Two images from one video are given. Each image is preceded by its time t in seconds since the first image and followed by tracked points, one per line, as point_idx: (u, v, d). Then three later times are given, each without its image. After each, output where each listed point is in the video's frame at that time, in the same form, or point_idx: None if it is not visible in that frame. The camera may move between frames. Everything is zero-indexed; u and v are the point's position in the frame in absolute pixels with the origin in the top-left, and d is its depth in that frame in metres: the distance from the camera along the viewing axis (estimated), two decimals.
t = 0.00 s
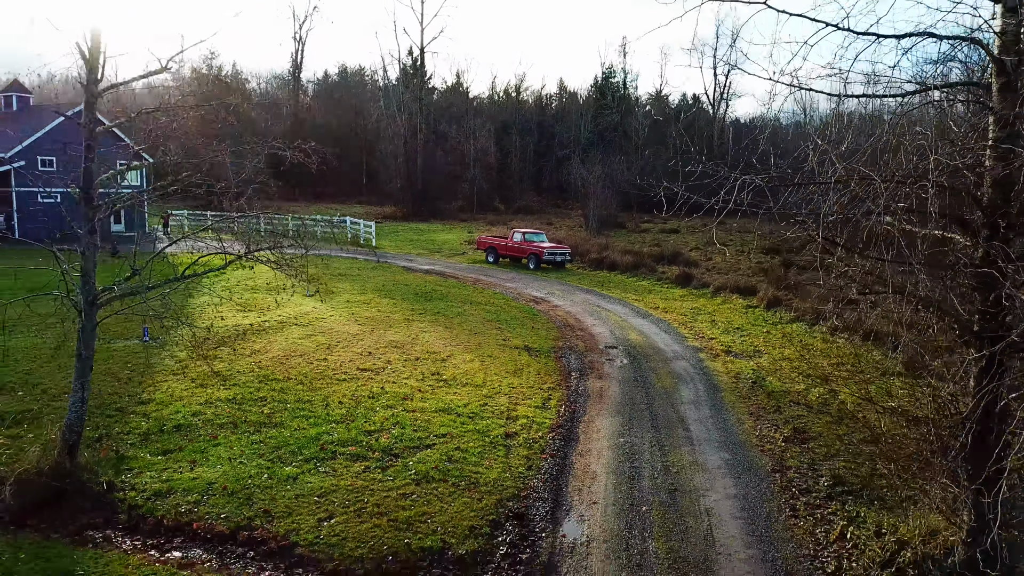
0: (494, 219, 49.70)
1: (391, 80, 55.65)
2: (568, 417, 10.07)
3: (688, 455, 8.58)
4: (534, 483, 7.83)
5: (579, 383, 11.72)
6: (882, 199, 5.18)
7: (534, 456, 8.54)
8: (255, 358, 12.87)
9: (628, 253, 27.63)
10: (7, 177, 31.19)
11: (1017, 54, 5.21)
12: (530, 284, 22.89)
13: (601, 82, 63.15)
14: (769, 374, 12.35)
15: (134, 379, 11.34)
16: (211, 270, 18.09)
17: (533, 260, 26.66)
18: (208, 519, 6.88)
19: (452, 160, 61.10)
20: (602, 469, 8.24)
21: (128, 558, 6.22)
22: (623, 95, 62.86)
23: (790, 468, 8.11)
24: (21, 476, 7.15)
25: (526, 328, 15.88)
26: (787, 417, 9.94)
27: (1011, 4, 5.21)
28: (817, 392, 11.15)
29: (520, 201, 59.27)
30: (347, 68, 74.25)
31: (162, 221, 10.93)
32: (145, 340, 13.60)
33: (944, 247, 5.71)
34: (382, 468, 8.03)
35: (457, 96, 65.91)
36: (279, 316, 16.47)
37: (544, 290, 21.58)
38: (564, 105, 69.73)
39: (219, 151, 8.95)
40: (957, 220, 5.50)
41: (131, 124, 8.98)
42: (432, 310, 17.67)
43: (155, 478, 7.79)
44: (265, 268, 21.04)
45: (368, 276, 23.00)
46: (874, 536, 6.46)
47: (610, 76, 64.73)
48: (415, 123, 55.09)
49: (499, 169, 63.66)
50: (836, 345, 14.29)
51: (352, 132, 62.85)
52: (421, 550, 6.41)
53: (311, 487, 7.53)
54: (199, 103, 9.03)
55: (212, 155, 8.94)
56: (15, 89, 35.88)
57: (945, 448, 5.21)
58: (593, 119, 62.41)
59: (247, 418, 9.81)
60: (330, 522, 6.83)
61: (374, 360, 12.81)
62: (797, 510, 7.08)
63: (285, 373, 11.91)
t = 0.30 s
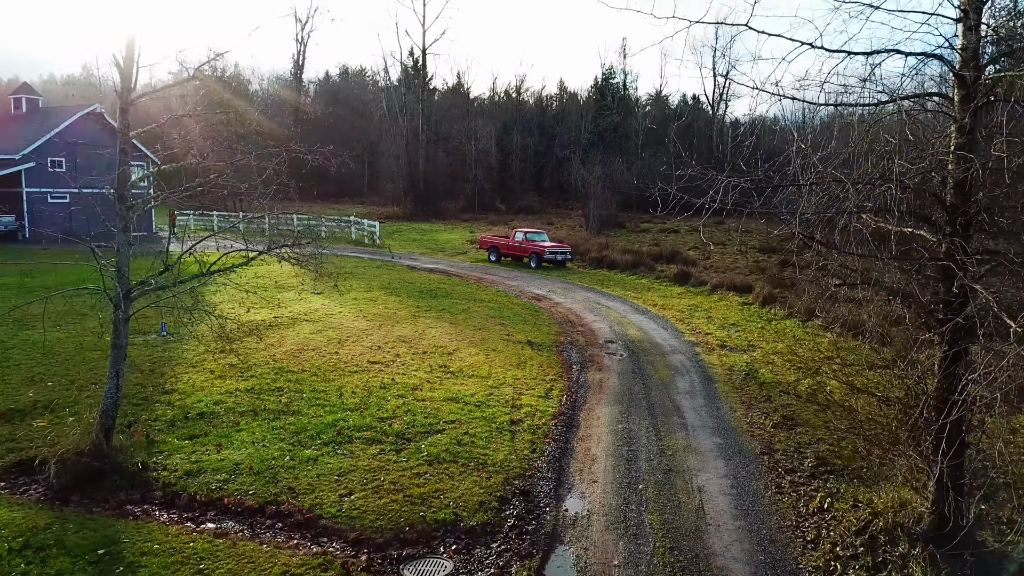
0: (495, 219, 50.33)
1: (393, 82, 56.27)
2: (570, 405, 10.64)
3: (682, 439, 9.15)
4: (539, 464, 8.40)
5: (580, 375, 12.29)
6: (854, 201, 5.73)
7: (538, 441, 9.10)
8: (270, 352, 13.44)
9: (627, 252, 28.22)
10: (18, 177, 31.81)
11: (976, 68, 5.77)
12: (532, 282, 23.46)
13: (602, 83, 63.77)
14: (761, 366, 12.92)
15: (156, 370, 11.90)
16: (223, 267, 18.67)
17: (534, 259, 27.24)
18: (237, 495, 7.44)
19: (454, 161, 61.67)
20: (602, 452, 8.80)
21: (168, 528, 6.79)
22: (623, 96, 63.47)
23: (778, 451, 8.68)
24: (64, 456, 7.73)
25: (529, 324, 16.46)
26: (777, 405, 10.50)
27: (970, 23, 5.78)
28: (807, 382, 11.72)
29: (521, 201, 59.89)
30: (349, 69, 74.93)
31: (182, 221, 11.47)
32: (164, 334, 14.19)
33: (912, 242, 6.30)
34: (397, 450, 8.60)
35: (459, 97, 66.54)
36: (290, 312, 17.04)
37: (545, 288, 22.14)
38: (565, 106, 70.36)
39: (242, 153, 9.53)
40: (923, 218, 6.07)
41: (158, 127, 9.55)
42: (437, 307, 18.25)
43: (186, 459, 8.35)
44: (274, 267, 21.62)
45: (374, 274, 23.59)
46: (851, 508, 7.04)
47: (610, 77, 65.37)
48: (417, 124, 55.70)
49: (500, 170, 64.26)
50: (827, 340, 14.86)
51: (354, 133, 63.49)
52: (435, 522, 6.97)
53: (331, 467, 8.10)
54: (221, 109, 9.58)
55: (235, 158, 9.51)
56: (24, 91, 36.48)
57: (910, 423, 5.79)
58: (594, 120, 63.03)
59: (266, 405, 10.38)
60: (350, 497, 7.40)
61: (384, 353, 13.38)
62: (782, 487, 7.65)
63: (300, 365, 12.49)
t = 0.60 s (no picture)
0: (496, 220, 50.89)
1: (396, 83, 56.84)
2: (573, 397, 11.17)
3: (679, 427, 9.68)
4: (544, 450, 8.92)
5: (582, 369, 12.82)
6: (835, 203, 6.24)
7: (542, 428, 9.64)
8: (283, 346, 13.97)
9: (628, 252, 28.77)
10: (28, 179, 32.37)
11: (947, 81, 6.30)
12: (534, 281, 24.00)
13: (602, 84, 64.41)
14: (756, 360, 13.46)
15: (176, 364, 12.45)
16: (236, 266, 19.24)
17: (536, 259, 27.78)
18: (263, 477, 7.97)
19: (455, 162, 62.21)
20: (604, 439, 9.33)
21: (201, 505, 7.32)
22: (623, 97, 64.10)
23: (769, 437, 9.22)
24: (101, 440, 8.28)
25: (532, 320, 16.99)
26: (770, 396, 11.04)
27: (942, 39, 6.30)
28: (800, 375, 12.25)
29: (522, 202, 60.46)
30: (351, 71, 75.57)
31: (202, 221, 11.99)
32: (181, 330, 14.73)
33: (889, 240, 6.83)
34: (410, 437, 9.13)
35: (460, 98, 67.16)
36: (300, 308, 17.57)
37: (547, 287, 22.66)
38: (565, 107, 71.00)
39: (264, 157, 10.09)
40: (899, 218, 6.61)
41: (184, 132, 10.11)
42: (443, 304, 18.79)
43: (212, 445, 8.89)
44: (283, 266, 22.17)
45: (379, 273, 24.12)
46: (835, 487, 7.56)
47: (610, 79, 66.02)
48: (419, 125, 56.27)
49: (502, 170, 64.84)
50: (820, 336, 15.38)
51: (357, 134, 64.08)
52: (448, 500, 7.49)
53: (350, 451, 8.63)
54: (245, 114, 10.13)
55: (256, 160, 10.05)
56: (33, 93, 37.06)
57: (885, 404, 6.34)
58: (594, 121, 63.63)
59: (284, 396, 10.92)
60: (368, 479, 7.93)
61: (394, 349, 13.91)
62: (771, 469, 8.19)
63: (313, 360, 13.03)
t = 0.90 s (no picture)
0: (498, 221, 51.44)
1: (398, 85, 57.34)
2: (576, 390, 11.67)
3: (678, 417, 10.19)
4: (549, 438, 9.42)
5: (585, 364, 13.32)
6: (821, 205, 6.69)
7: (548, 419, 10.13)
8: (297, 342, 14.48)
9: (628, 252, 29.28)
10: (37, 180, 32.80)
11: (926, 92, 6.79)
12: (537, 280, 24.50)
13: (602, 86, 64.97)
14: (753, 355, 13.96)
15: (194, 358, 12.96)
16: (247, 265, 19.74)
17: (538, 259, 28.28)
18: (286, 462, 8.47)
19: (457, 162, 62.70)
20: (606, 428, 9.83)
21: (230, 488, 7.82)
22: (623, 98, 64.67)
23: (763, 427, 9.71)
24: (132, 428, 8.78)
25: (535, 318, 17.48)
26: (765, 389, 11.56)
27: (922, 53, 6.80)
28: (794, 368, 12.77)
29: (524, 203, 60.98)
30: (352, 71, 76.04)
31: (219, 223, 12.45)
32: (196, 327, 15.23)
33: (873, 240, 7.33)
34: (423, 427, 9.62)
35: (461, 99, 67.69)
36: (310, 306, 18.06)
37: (550, 286, 23.14)
38: (566, 108, 71.61)
39: (283, 161, 10.60)
40: (883, 219, 7.09)
41: (208, 137, 10.65)
42: (449, 302, 19.29)
43: (235, 434, 9.39)
44: (292, 265, 22.68)
45: (385, 272, 24.61)
46: (823, 471, 8.06)
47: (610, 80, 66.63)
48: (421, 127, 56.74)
49: (503, 171, 65.36)
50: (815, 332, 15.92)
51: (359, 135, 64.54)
52: (461, 484, 7.98)
53: (367, 439, 9.13)
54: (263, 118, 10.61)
55: (274, 165, 10.52)
56: (41, 96, 37.52)
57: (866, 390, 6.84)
58: (595, 123, 64.23)
59: (301, 389, 11.41)
60: (385, 464, 8.43)
61: (403, 345, 14.40)
62: (764, 456, 8.68)
63: (327, 355, 13.52)
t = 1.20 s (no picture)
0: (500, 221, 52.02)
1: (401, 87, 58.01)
2: (581, 383, 12.23)
3: (679, 408, 10.75)
4: (557, 427, 9.97)
5: (590, 359, 13.87)
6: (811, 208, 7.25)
7: (555, 410, 10.69)
8: (311, 338, 15.04)
9: (629, 252, 29.86)
10: (48, 181, 33.33)
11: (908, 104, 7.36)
12: (540, 280, 25.06)
13: (602, 87, 65.56)
14: (750, 351, 14.53)
15: (214, 353, 13.52)
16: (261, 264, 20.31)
17: (541, 258, 28.87)
18: (310, 448, 9.03)
19: (460, 163, 63.25)
20: (610, 418, 10.39)
21: (260, 471, 8.38)
22: (623, 100, 65.33)
23: (759, 417, 10.27)
24: (164, 417, 9.34)
25: (540, 316, 18.05)
26: (761, 382, 12.12)
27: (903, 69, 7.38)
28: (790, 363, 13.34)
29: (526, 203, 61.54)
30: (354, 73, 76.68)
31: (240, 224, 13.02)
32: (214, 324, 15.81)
33: (860, 241, 7.89)
34: (437, 416, 10.20)
35: (463, 100, 68.33)
36: (322, 304, 18.62)
37: (553, 285, 23.71)
38: (566, 109, 72.27)
39: (304, 165, 11.21)
40: (868, 221, 7.64)
41: (233, 142, 11.26)
42: (455, 301, 19.85)
43: (260, 423, 9.95)
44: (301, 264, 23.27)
45: (392, 271, 25.20)
46: (814, 456, 8.61)
47: (610, 82, 67.30)
48: (423, 128, 57.34)
49: (505, 172, 65.93)
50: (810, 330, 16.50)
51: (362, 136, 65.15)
52: (476, 468, 8.54)
53: (385, 428, 9.70)
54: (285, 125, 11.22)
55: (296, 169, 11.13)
56: (51, 98, 38.08)
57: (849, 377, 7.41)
58: (595, 124, 64.87)
59: (319, 382, 11.97)
60: (404, 450, 8.99)
61: (413, 341, 14.96)
62: (759, 444, 9.24)
63: (341, 350, 14.08)
